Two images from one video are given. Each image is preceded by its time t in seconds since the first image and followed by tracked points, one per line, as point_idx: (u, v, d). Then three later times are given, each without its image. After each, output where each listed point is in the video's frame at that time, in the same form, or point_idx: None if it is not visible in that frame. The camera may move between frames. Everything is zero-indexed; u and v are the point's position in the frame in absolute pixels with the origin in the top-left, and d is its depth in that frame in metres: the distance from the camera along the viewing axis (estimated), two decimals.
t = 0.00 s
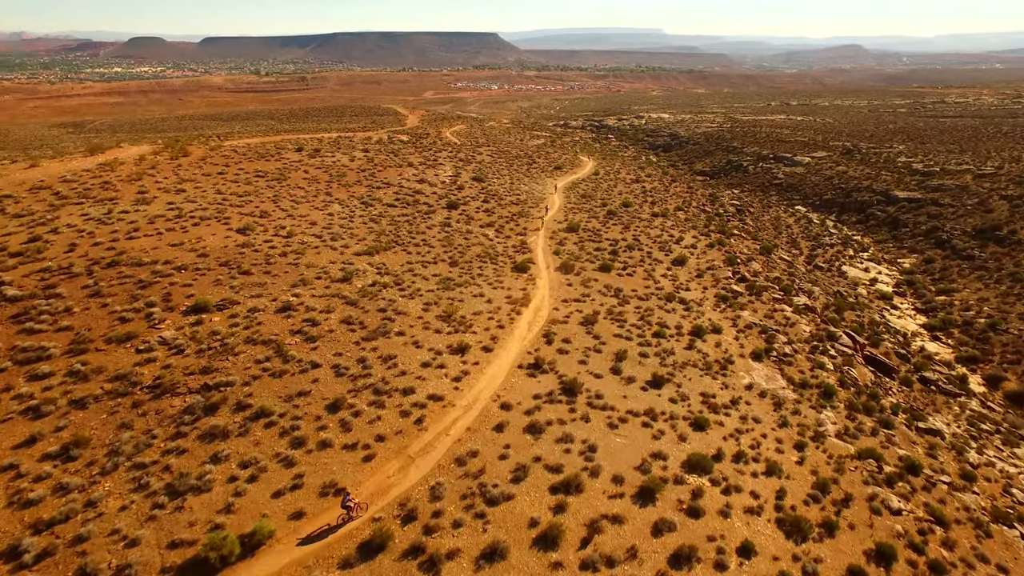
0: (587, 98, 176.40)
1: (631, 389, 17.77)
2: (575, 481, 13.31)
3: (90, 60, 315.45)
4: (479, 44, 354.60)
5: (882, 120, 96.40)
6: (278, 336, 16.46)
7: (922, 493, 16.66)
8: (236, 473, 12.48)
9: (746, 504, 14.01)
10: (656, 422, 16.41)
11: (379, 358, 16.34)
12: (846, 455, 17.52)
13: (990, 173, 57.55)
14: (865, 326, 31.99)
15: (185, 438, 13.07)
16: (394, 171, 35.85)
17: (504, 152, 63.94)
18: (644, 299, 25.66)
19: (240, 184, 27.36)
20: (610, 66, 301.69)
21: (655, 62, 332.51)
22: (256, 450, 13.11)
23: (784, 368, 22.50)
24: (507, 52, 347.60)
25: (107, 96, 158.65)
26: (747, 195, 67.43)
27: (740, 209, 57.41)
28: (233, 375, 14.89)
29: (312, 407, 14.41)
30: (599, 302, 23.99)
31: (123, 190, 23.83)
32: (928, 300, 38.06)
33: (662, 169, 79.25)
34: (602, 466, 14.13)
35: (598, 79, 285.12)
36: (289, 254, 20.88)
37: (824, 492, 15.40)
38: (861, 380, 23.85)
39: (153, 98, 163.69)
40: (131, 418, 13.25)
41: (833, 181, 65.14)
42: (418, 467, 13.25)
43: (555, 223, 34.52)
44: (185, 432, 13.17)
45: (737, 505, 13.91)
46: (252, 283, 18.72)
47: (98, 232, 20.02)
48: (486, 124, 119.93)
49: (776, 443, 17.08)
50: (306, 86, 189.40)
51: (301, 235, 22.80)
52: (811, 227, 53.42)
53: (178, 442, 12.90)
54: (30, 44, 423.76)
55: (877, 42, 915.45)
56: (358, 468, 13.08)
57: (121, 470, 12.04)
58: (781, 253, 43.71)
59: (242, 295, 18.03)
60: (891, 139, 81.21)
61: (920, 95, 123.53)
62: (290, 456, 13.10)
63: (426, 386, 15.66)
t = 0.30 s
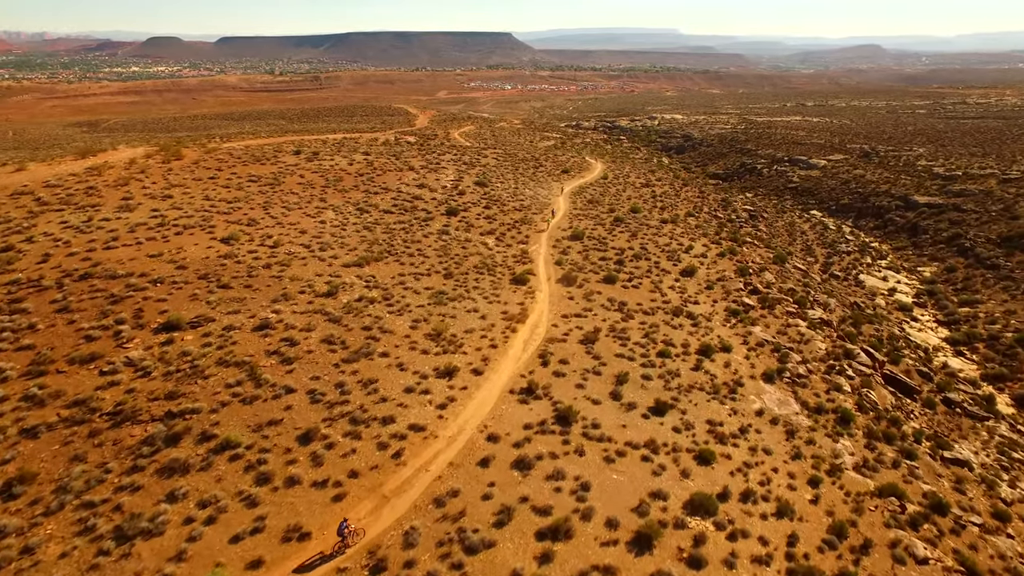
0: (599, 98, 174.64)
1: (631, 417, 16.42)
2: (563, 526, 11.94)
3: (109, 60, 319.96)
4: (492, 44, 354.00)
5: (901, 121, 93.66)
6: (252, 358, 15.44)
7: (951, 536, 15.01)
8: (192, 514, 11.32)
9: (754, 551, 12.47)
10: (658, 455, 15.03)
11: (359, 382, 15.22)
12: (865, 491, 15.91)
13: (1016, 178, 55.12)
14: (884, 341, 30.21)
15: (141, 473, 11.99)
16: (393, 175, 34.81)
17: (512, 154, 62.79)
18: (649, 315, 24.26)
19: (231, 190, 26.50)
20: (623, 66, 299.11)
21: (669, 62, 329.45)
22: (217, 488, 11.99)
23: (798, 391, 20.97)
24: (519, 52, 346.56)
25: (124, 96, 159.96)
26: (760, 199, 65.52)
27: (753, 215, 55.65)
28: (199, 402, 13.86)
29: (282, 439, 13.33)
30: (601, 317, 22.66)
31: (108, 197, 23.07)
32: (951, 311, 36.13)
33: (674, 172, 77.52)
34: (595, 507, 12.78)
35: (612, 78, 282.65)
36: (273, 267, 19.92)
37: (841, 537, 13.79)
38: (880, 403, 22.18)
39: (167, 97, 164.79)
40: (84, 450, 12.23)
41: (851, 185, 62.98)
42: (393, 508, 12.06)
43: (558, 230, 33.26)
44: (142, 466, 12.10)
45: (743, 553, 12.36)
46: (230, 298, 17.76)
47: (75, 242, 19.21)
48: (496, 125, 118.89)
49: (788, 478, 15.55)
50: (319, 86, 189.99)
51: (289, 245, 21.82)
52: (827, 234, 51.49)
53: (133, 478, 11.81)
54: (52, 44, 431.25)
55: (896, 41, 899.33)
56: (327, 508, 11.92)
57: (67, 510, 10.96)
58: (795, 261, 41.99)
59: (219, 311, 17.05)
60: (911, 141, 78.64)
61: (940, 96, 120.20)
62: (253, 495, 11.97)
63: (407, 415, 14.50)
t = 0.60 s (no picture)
0: (601, 99, 173.60)
1: (618, 448, 15.20)
2: None
3: (112, 60, 320.33)
4: (494, 44, 353.04)
5: (905, 122, 92.17)
6: (208, 386, 14.21)
7: None
8: (123, 569, 9.96)
9: None
10: (646, 493, 13.79)
11: (322, 414, 14.01)
12: (874, 532, 14.67)
13: None
14: (890, 353, 28.92)
15: (71, 520, 10.66)
16: (380, 180, 33.66)
17: (508, 156, 61.64)
18: (642, 331, 23.09)
19: (206, 197, 25.33)
20: (625, 66, 297.97)
21: (672, 62, 328.10)
22: (154, 537, 10.63)
23: (800, 415, 19.73)
24: (521, 52, 345.62)
25: (125, 97, 159.75)
26: (762, 202, 64.29)
27: (754, 219, 54.38)
28: (144, 437, 12.59)
29: (233, 479, 12.08)
30: (591, 335, 21.44)
31: (74, 206, 21.89)
32: (959, 321, 34.81)
33: (674, 175, 76.25)
34: (575, 557, 11.50)
35: (614, 78, 281.39)
36: (241, 282, 18.73)
37: None
38: (888, 426, 20.90)
39: (169, 97, 164.40)
40: (9, 494, 10.90)
41: (854, 188, 61.63)
42: (349, 560, 10.78)
43: (551, 239, 32.10)
44: (72, 512, 10.76)
45: None
46: (191, 317, 16.53)
47: (30, 255, 18.02)
48: (496, 127, 117.78)
49: (789, 518, 14.31)
50: (320, 86, 189.30)
51: (261, 257, 20.64)
52: (830, 238, 50.18)
53: (60, 527, 10.48)
54: (55, 45, 431.82)
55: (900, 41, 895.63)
56: (276, 560, 10.57)
57: None
58: (797, 268, 40.73)
59: (177, 332, 15.82)
60: (915, 142, 77.21)
61: (944, 96, 118.63)
62: (195, 544, 10.62)
63: (372, 451, 13.31)
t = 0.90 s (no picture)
0: (606, 99, 172.19)
1: (605, 486, 13.93)
2: None
3: (120, 60, 321.96)
4: (500, 43, 352.11)
5: (915, 122, 90.29)
6: (158, 416, 12.87)
7: None
8: None
9: None
10: (634, 539, 12.50)
11: (280, 448, 12.77)
12: None
13: None
14: (902, 369, 27.48)
15: None
16: (370, 187, 32.53)
17: (508, 159, 60.43)
18: (637, 351, 21.88)
19: (183, 203, 24.10)
20: (632, 66, 296.38)
21: (679, 62, 326.05)
22: None
23: (805, 443, 18.44)
24: (527, 52, 344.19)
25: (131, 96, 159.77)
26: (768, 206, 62.70)
27: (760, 225, 52.83)
28: (81, 476, 11.12)
29: (174, 525, 10.64)
30: (581, 355, 20.23)
31: (40, 213, 20.61)
32: (974, 332, 33.27)
33: (678, 178, 74.61)
34: None
35: (620, 78, 279.79)
36: (209, 299, 17.37)
37: None
38: (900, 454, 19.55)
39: (174, 97, 164.34)
40: None
41: (863, 191, 59.98)
42: None
43: (545, 249, 30.89)
44: None
45: None
46: (149, 337, 15.15)
47: None
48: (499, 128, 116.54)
49: (793, 566, 12.99)
50: (325, 86, 188.95)
51: (234, 270, 19.32)
52: (838, 244, 48.63)
53: None
54: (64, 45, 434.96)
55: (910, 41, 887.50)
56: None
57: None
58: (803, 277, 39.29)
59: (132, 354, 14.46)
60: (926, 144, 75.41)
61: (955, 96, 116.38)
62: None
63: (332, 492, 12.06)
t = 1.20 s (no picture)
0: (618, 99, 170.29)
1: (590, 530, 12.64)
2: None
3: (139, 59, 326.42)
4: (514, 43, 350.66)
5: (935, 123, 87.51)
6: (103, 448, 11.71)
7: None
8: None
9: None
10: None
11: (232, 486, 11.59)
12: None
13: None
14: (922, 387, 25.76)
15: None
16: (363, 191, 31.59)
17: (513, 161, 59.35)
18: (634, 372, 20.56)
19: (165, 208, 23.13)
20: (646, 66, 293.61)
21: (694, 62, 322.46)
22: None
23: (815, 477, 17.00)
24: (540, 51, 342.52)
25: (146, 95, 161.31)
26: (782, 210, 60.78)
27: (773, 230, 51.04)
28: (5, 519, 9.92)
29: None
30: (574, 377, 18.99)
31: (12, 219, 19.68)
32: (999, 346, 31.35)
33: (688, 181, 72.88)
34: None
35: (635, 77, 276.97)
36: (178, 313, 16.25)
37: None
38: (919, 487, 18.00)
39: (189, 96, 165.59)
40: None
41: (881, 195, 57.85)
42: None
43: (544, 258, 29.69)
44: None
45: None
46: (106, 358, 14.05)
47: None
48: (509, 128, 115.40)
49: None
50: (338, 85, 189.30)
51: (208, 281, 18.24)
52: (854, 251, 46.71)
53: None
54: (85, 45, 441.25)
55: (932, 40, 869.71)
56: None
57: None
58: (816, 287, 37.55)
59: (85, 377, 13.37)
60: (947, 145, 72.81)
61: (978, 96, 112.86)
62: None
63: (285, 537, 10.85)
